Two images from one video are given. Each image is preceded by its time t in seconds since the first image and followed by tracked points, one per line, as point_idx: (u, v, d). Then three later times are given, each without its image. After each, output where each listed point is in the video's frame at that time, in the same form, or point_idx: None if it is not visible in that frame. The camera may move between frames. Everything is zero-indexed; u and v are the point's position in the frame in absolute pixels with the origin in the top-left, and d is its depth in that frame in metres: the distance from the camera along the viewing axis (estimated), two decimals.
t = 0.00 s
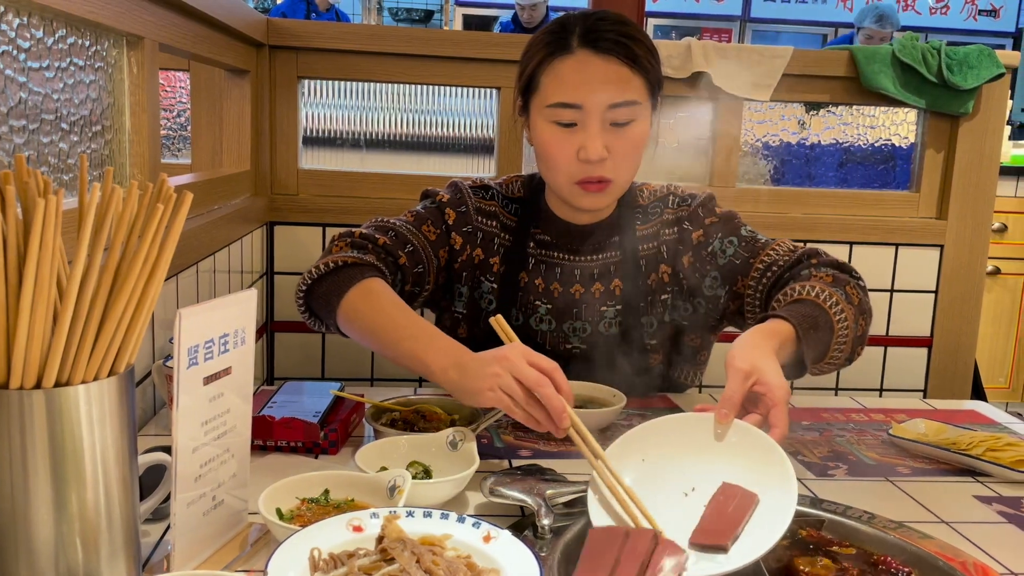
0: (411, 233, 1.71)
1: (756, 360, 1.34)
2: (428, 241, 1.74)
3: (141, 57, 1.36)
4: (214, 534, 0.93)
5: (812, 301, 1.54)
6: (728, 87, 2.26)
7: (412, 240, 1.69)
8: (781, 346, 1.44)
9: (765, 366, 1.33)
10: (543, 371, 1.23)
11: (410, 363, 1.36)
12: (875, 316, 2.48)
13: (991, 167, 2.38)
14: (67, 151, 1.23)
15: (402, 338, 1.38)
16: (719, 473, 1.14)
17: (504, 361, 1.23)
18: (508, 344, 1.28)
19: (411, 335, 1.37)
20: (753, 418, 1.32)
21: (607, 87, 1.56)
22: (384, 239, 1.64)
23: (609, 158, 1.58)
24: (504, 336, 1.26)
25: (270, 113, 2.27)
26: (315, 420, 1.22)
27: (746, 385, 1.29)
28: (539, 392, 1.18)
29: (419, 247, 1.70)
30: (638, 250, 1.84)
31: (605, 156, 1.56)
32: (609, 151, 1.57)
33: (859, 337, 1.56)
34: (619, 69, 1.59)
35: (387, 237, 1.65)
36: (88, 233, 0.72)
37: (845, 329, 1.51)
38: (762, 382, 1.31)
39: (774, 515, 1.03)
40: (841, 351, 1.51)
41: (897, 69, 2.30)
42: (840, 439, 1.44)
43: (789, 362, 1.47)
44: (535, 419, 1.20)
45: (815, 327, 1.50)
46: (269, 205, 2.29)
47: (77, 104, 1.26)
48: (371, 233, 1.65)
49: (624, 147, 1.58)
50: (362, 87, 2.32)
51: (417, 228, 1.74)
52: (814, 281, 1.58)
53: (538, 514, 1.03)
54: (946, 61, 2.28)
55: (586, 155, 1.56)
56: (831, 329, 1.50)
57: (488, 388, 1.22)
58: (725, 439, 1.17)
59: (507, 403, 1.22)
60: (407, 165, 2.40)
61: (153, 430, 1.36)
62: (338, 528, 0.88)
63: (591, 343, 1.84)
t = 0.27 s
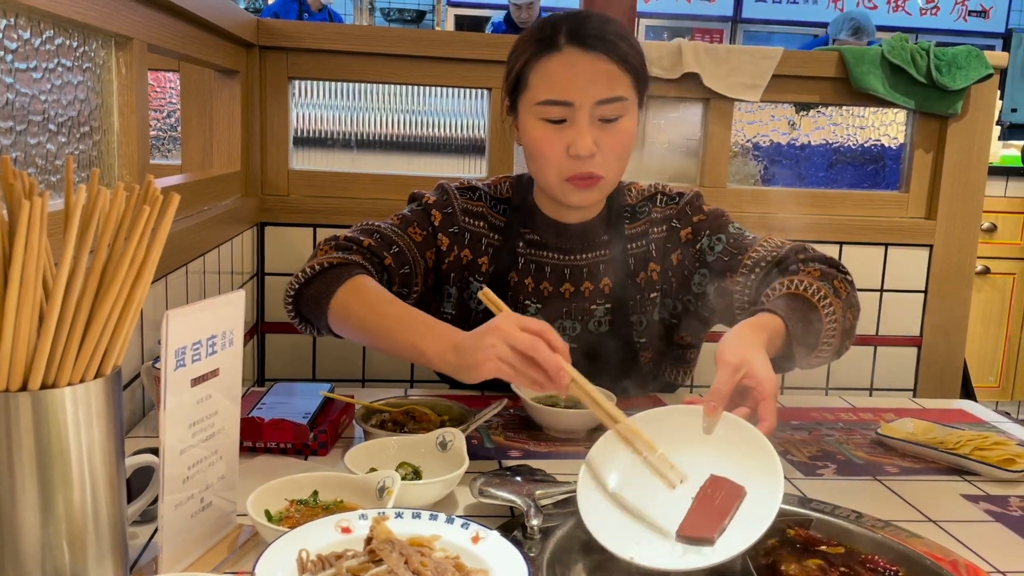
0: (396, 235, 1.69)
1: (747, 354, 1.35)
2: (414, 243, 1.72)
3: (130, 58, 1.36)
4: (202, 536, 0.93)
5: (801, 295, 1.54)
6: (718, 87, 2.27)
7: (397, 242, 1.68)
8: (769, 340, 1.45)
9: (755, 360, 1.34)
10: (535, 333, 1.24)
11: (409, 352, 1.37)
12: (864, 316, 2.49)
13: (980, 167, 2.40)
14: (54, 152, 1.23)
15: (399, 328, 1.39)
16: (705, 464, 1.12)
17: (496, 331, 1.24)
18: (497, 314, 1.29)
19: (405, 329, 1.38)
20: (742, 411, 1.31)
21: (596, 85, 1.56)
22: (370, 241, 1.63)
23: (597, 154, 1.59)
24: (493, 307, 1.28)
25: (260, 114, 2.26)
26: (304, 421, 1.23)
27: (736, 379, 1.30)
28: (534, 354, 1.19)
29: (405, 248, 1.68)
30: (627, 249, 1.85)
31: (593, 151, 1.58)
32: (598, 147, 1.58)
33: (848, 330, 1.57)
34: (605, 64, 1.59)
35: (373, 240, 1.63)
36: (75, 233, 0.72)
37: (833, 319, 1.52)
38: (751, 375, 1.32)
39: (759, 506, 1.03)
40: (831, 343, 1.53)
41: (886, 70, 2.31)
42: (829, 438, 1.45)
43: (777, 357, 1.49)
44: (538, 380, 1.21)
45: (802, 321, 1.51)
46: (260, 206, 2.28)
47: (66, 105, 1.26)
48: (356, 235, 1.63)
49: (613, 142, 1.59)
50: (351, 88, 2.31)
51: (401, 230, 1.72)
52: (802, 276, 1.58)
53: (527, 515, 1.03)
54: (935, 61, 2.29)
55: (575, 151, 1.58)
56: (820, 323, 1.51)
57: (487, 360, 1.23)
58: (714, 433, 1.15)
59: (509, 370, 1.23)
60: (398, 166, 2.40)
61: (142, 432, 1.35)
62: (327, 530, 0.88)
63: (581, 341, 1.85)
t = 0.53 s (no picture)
0: (395, 237, 1.68)
1: (733, 353, 1.35)
2: (413, 244, 1.72)
3: (115, 57, 1.35)
4: (189, 537, 0.93)
5: (790, 296, 1.54)
6: (707, 87, 2.28)
7: (397, 244, 1.67)
8: (757, 339, 1.45)
9: (742, 360, 1.34)
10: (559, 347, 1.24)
11: (419, 359, 1.36)
12: (853, 315, 2.50)
13: (967, 167, 2.41)
14: (39, 153, 1.22)
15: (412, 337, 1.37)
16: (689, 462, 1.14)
17: (520, 343, 1.23)
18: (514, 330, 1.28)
19: (416, 334, 1.36)
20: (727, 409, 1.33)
21: (583, 84, 1.56)
22: (371, 244, 1.61)
23: (586, 153, 1.58)
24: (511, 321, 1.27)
25: (249, 113, 2.26)
26: (292, 422, 1.22)
27: (721, 378, 1.30)
28: (562, 366, 1.19)
29: (405, 250, 1.68)
30: (615, 248, 1.85)
31: (582, 150, 1.57)
32: (586, 146, 1.57)
33: (836, 330, 1.59)
34: (592, 63, 1.59)
35: (373, 242, 1.62)
36: (59, 233, 0.72)
37: (822, 322, 1.54)
38: (738, 374, 1.32)
39: (740, 502, 1.04)
40: (817, 343, 1.54)
41: (873, 70, 2.32)
42: (817, 437, 1.45)
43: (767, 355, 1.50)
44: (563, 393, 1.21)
45: (792, 320, 1.52)
46: (249, 206, 2.28)
47: (51, 106, 1.25)
48: (357, 238, 1.61)
49: (602, 142, 1.59)
50: (343, 87, 2.32)
51: (400, 232, 1.71)
52: (790, 276, 1.58)
53: (515, 514, 1.03)
54: (923, 61, 2.30)
55: (563, 150, 1.56)
56: (808, 322, 1.52)
57: (511, 370, 1.23)
58: (699, 430, 1.16)
59: (533, 382, 1.22)
60: (387, 166, 2.40)
61: (130, 434, 1.35)
62: (313, 530, 0.88)
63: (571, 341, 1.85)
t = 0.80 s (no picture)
0: (389, 237, 1.68)
1: (723, 353, 1.35)
2: (406, 244, 1.72)
3: (103, 57, 1.35)
4: (176, 538, 0.93)
5: (779, 296, 1.55)
6: (696, 88, 2.28)
7: (391, 243, 1.67)
8: (748, 340, 1.45)
9: (732, 360, 1.34)
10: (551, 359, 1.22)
11: (409, 362, 1.34)
12: (842, 313, 2.51)
13: (954, 167, 2.43)
14: (25, 153, 1.22)
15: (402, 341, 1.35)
16: (677, 462, 1.14)
17: (512, 352, 1.21)
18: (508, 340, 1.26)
19: (406, 338, 1.35)
20: (716, 410, 1.34)
21: (574, 85, 1.56)
22: (365, 243, 1.61)
23: (578, 155, 1.58)
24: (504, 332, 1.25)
25: (238, 113, 2.25)
26: (281, 422, 1.22)
27: (711, 379, 1.30)
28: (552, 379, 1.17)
29: (398, 250, 1.68)
30: (606, 249, 1.85)
31: (574, 151, 1.56)
32: (578, 148, 1.57)
33: (825, 331, 1.59)
34: (583, 66, 1.60)
35: (367, 241, 1.62)
36: (43, 233, 0.72)
37: (811, 322, 1.54)
38: (727, 376, 1.33)
39: (726, 506, 1.05)
40: (807, 344, 1.54)
41: (862, 70, 2.33)
42: (805, 435, 1.46)
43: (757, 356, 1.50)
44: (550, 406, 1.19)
45: (781, 320, 1.52)
46: (238, 206, 2.27)
47: (37, 105, 1.24)
48: (351, 237, 1.61)
49: (593, 144, 1.59)
50: (332, 87, 2.31)
51: (393, 231, 1.71)
52: (780, 278, 1.59)
53: (504, 514, 1.03)
54: (911, 61, 2.31)
55: (554, 152, 1.56)
56: (796, 321, 1.53)
57: (499, 379, 1.20)
58: (688, 431, 1.16)
59: (521, 393, 1.20)
60: (376, 167, 2.39)
61: (117, 434, 1.34)
62: (301, 530, 0.88)
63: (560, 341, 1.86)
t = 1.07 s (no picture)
0: (382, 234, 1.68)
1: (714, 347, 1.35)
2: (398, 241, 1.72)
3: (89, 57, 1.34)
4: (163, 539, 0.92)
5: (769, 290, 1.56)
6: (685, 87, 2.29)
7: (384, 240, 1.67)
8: (738, 335, 1.46)
9: (721, 354, 1.35)
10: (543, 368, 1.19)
11: (398, 363, 1.32)
12: (830, 312, 2.53)
13: (941, 166, 2.44)
14: (11, 153, 1.21)
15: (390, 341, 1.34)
16: (664, 454, 1.15)
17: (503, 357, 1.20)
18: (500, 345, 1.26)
19: (397, 338, 1.33)
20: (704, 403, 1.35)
21: (563, 85, 1.57)
22: (359, 240, 1.61)
23: (567, 153, 1.58)
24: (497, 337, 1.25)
25: (226, 113, 2.24)
26: (269, 423, 1.22)
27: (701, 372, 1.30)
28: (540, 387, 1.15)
29: (391, 247, 1.68)
30: (596, 248, 1.86)
31: (563, 150, 1.56)
32: (567, 147, 1.57)
33: (814, 324, 1.60)
34: (573, 65, 1.60)
35: (361, 238, 1.62)
36: (27, 233, 0.71)
37: (800, 315, 1.55)
38: (717, 370, 1.33)
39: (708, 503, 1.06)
40: (796, 339, 1.55)
41: (850, 70, 2.34)
42: (793, 433, 1.47)
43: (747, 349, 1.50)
44: (534, 414, 1.16)
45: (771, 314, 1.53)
46: (227, 206, 2.26)
47: (22, 105, 1.24)
48: (344, 233, 1.61)
49: (582, 143, 1.59)
50: (320, 87, 2.31)
51: (385, 229, 1.71)
52: (769, 272, 1.60)
53: (492, 513, 1.03)
54: (898, 61, 2.33)
55: (543, 150, 1.56)
56: (787, 315, 1.53)
57: (487, 383, 1.18)
58: (677, 425, 1.16)
59: (507, 398, 1.17)
60: (365, 166, 2.39)
61: (104, 435, 1.34)
62: (288, 531, 0.87)
63: (550, 340, 1.86)
